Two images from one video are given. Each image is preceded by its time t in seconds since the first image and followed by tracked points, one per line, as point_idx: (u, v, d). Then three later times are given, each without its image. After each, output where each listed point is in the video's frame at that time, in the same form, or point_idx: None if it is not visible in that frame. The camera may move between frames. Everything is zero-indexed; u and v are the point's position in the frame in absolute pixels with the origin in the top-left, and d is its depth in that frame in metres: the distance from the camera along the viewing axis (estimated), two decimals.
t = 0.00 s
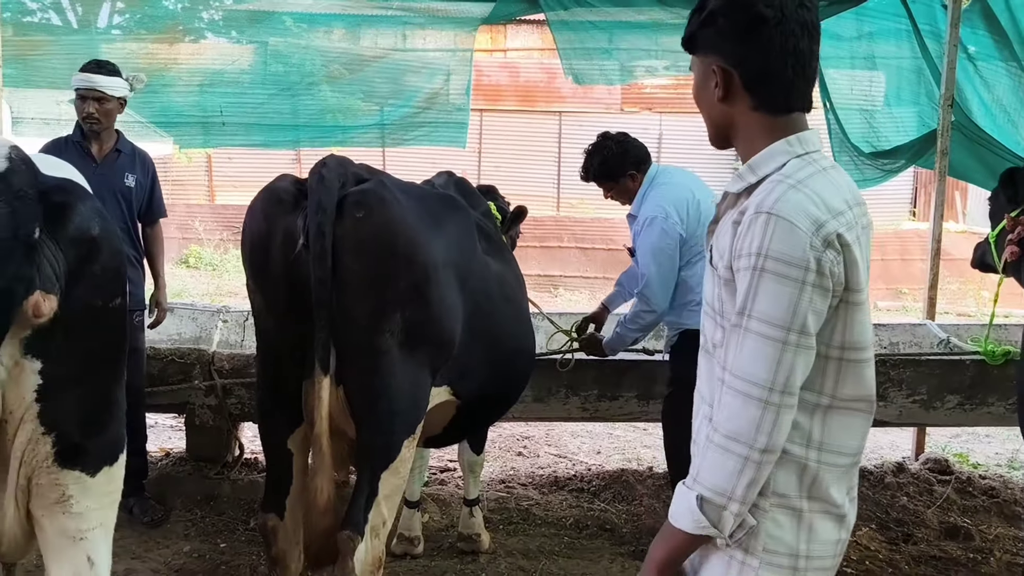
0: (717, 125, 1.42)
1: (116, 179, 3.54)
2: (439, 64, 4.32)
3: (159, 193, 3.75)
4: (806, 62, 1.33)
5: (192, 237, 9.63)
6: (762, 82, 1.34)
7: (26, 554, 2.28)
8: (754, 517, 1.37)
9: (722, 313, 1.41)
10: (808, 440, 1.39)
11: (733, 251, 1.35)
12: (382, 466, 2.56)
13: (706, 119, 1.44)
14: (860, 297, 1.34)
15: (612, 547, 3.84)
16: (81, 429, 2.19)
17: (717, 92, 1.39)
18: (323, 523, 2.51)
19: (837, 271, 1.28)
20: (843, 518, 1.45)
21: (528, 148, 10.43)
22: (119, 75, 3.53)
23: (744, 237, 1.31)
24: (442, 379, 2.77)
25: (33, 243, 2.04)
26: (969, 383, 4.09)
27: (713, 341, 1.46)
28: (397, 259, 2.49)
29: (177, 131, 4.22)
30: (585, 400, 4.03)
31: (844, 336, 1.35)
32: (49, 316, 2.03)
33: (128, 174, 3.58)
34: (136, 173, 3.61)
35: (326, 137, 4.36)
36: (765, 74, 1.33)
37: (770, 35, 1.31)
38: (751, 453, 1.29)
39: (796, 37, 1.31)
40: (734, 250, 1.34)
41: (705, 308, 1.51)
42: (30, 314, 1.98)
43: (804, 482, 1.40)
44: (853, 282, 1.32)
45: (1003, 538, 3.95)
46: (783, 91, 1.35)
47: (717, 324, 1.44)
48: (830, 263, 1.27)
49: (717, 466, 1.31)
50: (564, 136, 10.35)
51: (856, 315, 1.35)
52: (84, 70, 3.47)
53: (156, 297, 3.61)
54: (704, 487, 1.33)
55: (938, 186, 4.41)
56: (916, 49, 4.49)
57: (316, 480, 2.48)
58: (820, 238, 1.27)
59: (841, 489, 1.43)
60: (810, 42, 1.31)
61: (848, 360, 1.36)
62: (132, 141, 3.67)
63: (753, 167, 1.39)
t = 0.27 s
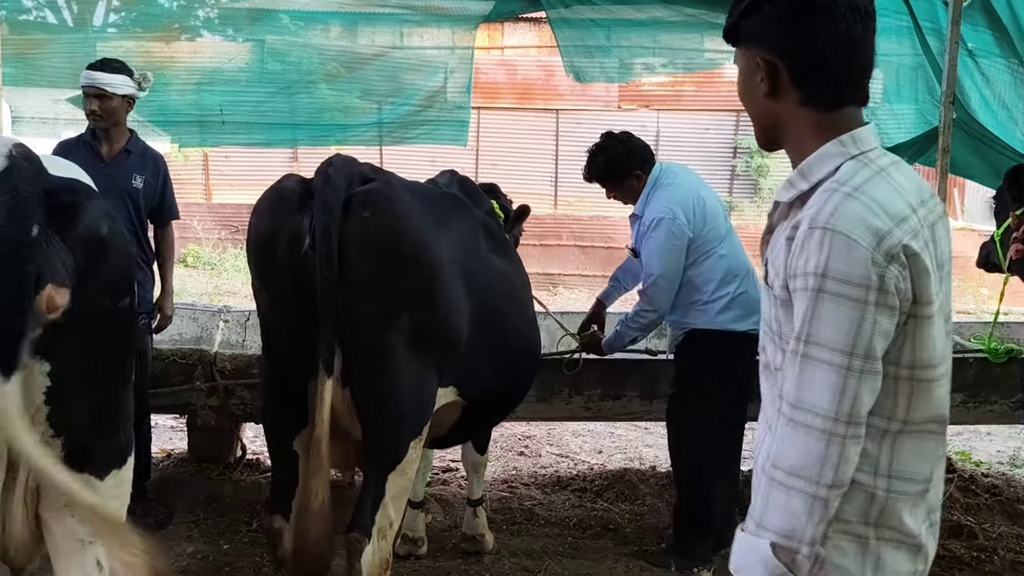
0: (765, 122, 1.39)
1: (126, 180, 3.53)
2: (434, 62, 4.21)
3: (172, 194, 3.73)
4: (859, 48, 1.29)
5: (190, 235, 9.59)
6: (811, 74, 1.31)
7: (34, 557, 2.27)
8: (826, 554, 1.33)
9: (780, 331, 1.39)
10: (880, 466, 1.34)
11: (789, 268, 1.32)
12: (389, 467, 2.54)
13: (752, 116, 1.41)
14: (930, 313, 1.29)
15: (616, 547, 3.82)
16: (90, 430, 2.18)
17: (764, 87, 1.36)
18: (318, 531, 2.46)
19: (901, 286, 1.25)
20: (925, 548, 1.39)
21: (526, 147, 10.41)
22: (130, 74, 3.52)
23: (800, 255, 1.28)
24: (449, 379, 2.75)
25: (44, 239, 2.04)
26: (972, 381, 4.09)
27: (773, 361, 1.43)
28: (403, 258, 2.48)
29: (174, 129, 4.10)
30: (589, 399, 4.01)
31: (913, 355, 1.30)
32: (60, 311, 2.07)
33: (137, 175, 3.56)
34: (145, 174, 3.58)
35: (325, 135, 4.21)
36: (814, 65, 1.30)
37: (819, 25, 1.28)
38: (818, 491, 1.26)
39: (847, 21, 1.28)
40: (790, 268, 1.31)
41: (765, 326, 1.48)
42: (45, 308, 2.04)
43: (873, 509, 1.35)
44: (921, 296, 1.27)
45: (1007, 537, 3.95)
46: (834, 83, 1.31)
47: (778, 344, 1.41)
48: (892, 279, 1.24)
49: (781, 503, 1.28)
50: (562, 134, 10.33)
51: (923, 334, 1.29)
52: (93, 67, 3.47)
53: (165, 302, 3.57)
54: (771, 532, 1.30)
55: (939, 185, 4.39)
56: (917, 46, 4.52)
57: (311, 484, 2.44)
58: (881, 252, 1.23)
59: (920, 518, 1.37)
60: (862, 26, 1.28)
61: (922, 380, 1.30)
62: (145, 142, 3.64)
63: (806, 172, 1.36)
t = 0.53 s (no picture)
0: (818, 112, 1.34)
1: (122, 183, 3.51)
2: (429, 61, 3.88)
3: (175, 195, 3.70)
4: (920, 36, 1.23)
5: (186, 237, 9.56)
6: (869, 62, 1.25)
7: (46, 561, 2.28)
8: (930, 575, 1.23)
9: (836, 334, 1.32)
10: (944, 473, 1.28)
11: (847, 265, 1.25)
12: (395, 469, 2.54)
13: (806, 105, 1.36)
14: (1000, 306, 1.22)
15: (618, 546, 3.83)
16: (100, 436, 2.18)
17: (818, 75, 1.31)
18: (329, 531, 2.53)
19: (966, 278, 1.19)
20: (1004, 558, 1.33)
21: (520, 146, 10.41)
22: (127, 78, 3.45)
23: (859, 251, 1.21)
24: (453, 380, 2.74)
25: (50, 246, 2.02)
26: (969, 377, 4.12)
27: (831, 365, 1.37)
28: (409, 258, 2.48)
29: (166, 131, 3.82)
30: (589, 398, 4.01)
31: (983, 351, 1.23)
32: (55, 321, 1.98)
33: (136, 177, 3.54)
34: (144, 176, 3.56)
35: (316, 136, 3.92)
36: (873, 53, 1.24)
37: (880, 10, 1.22)
38: (930, 502, 1.19)
39: (908, 7, 1.21)
40: (848, 265, 1.24)
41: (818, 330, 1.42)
42: (33, 319, 1.92)
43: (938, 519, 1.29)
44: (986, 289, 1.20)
45: (1005, 531, 3.98)
46: (893, 73, 1.25)
47: (835, 347, 1.34)
48: (956, 270, 1.18)
49: (893, 525, 1.19)
50: (555, 133, 10.34)
51: (988, 331, 1.21)
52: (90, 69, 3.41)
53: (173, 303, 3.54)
54: (901, 565, 1.19)
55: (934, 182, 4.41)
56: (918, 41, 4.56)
57: (322, 486, 2.50)
58: (946, 244, 1.17)
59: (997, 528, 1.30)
60: (923, 12, 1.21)
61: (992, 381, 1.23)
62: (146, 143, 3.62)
63: (862, 165, 1.30)
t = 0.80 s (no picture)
0: (850, 100, 1.38)
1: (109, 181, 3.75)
2: (420, 61, 3.62)
3: (160, 191, 3.96)
4: (958, 31, 1.27)
5: (176, 237, 9.48)
6: (901, 51, 1.29)
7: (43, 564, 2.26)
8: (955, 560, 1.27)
9: (869, 322, 1.35)
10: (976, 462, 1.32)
11: (884, 252, 1.27)
12: (394, 470, 2.53)
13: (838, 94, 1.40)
14: None
15: (614, 545, 3.82)
16: (97, 439, 2.16)
17: (852, 65, 1.35)
18: (339, 531, 2.47)
19: (1005, 265, 1.21)
20: None
21: (510, 145, 10.40)
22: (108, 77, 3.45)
23: (897, 237, 1.23)
24: (451, 381, 2.74)
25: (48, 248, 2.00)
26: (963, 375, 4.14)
27: (862, 354, 1.39)
28: (409, 257, 2.47)
29: (156, 131, 3.68)
30: (585, 397, 4.01)
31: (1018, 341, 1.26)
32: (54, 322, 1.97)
33: (118, 174, 3.77)
34: (126, 173, 3.79)
35: (306, 137, 3.72)
36: (906, 41, 1.28)
37: None
38: (960, 488, 1.20)
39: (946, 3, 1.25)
40: (885, 253, 1.26)
41: (847, 319, 1.44)
42: (33, 323, 1.92)
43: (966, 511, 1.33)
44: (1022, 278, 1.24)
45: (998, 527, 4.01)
46: (926, 63, 1.28)
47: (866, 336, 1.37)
48: (998, 258, 1.20)
49: (922, 510, 1.21)
50: (545, 132, 10.34)
51: None
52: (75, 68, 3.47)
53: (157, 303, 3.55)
54: (926, 549, 1.22)
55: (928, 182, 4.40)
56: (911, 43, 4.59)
57: (333, 485, 2.45)
58: (986, 230, 1.20)
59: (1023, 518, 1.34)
60: (961, 8, 1.26)
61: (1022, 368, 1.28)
62: (132, 142, 3.86)
63: (895, 153, 1.33)
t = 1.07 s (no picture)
0: (869, 88, 1.37)
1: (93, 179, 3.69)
2: (407, 60, 3.61)
3: (140, 190, 3.95)
4: (979, 19, 1.26)
5: (164, 234, 9.41)
6: (921, 39, 1.28)
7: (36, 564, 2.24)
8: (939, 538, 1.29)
9: (879, 307, 1.36)
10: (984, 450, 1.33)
11: (896, 236, 1.28)
12: (389, 467, 2.52)
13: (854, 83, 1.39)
14: None
15: (607, 541, 3.83)
16: (91, 437, 2.15)
17: (870, 53, 1.34)
18: (331, 531, 2.45)
19: (1019, 255, 1.21)
20: None
21: (499, 142, 10.39)
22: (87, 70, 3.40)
23: (909, 222, 1.24)
24: (446, 377, 2.73)
25: (42, 239, 1.99)
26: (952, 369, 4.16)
27: (871, 340, 1.40)
28: (404, 253, 2.46)
29: (142, 129, 3.66)
30: (577, 394, 4.02)
31: None
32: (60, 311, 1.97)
33: (99, 171, 3.76)
34: (107, 170, 3.79)
35: (291, 133, 3.72)
36: (926, 29, 1.27)
37: None
38: (939, 469, 1.21)
39: None
40: (897, 236, 1.27)
41: (858, 304, 1.45)
42: (40, 314, 1.91)
43: (973, 499, 1.35)
44: None
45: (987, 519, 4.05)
46: (945, 51, 1.28)
47: (875, 320, 1.38)
48: (1007, 247, 1.20)
49: (897, 480, 1.23)
50: (533, 129, 10.34)
51: None
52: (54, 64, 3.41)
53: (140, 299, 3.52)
54: (892, 515, 1.24)
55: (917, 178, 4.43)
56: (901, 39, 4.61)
57: (326, 481, 2.44)
58: (999, 220, 1.20)
59: None
60: None
61: None
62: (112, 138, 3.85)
63: (912, 140, 1.34)
